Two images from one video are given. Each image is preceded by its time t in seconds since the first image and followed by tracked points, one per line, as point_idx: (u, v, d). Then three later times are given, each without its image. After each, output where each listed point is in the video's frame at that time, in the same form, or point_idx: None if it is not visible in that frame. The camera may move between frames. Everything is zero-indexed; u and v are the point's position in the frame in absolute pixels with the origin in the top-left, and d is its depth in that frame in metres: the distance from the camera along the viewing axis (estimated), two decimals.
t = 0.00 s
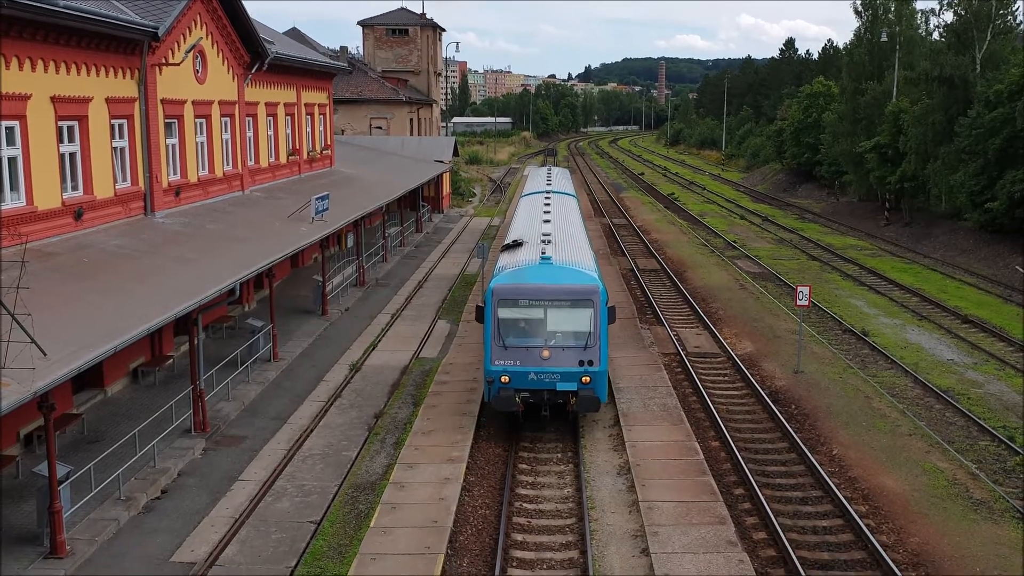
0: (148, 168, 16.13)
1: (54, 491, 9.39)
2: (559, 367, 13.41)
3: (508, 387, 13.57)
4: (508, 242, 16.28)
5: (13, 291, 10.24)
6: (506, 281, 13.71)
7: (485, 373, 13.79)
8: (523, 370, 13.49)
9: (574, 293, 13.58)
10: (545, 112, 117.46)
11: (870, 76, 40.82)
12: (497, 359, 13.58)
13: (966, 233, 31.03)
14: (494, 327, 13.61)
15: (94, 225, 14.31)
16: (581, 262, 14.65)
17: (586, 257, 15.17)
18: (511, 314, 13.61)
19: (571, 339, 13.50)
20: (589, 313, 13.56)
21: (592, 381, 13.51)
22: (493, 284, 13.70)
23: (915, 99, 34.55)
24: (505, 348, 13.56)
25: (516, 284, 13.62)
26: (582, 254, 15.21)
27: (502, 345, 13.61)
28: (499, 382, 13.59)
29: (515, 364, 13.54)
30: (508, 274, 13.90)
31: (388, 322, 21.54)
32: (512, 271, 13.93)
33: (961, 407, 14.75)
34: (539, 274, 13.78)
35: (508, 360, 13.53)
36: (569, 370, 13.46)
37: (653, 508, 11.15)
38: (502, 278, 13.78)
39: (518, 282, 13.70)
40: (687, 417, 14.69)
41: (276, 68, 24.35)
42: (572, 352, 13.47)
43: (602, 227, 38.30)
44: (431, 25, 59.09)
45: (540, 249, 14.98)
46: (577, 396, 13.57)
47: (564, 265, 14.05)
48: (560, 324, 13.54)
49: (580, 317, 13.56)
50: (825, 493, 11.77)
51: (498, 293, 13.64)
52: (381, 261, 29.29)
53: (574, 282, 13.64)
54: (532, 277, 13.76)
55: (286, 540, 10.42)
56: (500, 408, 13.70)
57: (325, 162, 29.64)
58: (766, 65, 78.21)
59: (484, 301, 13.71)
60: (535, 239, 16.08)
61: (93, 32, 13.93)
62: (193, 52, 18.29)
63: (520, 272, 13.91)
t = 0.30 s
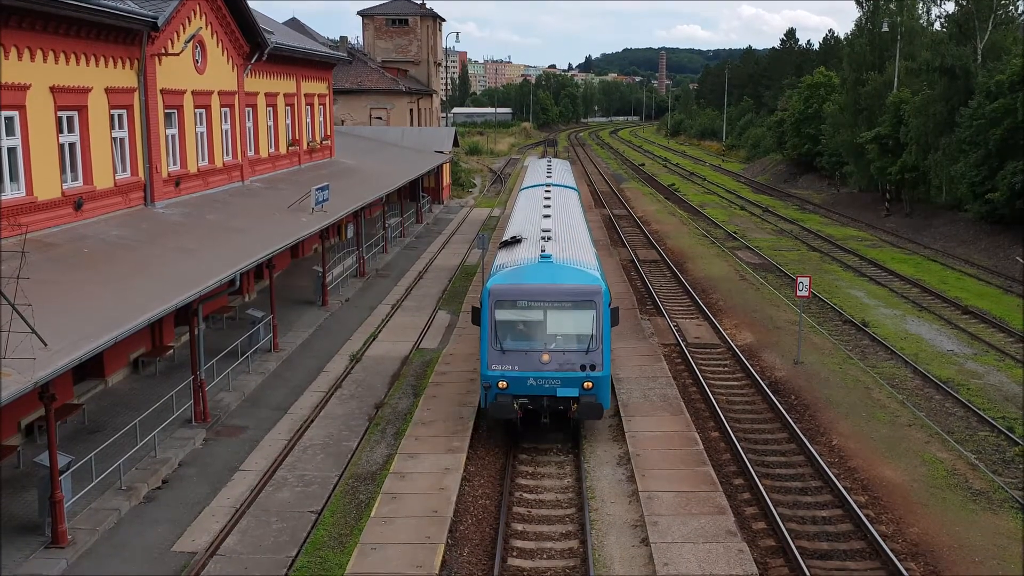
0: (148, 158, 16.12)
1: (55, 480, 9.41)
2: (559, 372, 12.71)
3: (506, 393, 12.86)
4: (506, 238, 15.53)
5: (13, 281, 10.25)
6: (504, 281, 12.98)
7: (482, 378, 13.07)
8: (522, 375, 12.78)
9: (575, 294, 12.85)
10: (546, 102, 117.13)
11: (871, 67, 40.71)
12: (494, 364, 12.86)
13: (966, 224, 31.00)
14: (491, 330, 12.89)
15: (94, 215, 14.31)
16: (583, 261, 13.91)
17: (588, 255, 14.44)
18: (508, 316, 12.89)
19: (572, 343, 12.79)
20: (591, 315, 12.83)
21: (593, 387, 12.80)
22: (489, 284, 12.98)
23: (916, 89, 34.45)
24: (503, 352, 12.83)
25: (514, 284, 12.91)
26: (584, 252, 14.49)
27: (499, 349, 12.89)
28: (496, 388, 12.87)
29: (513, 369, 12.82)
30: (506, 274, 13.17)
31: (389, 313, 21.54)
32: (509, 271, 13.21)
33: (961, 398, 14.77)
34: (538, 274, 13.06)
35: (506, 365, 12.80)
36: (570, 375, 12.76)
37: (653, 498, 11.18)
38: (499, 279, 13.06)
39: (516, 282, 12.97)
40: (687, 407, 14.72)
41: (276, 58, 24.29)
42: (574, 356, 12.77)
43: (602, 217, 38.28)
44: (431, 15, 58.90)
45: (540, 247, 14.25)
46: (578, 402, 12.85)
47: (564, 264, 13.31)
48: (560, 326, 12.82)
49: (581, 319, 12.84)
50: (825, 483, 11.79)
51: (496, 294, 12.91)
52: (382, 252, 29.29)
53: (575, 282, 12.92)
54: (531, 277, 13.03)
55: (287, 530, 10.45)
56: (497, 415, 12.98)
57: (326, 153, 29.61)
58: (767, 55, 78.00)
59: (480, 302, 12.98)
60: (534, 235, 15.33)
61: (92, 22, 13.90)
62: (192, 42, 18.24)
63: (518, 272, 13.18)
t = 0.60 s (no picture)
0: (148, 151, 16.10)
1: (56, 473, 9.42)
2: (560, 381, 11.91)
3: (504, 404, 12.05)
4: (504, 240, 14.84)
5: (13, 274, 10.25)
6: (502, 286, 12.26)
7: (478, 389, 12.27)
8: (521, 386, 11.98)
9: (577, 299, 12.13)
10: (546, 96, 116.90)
11: (872, 60, 40.66)
12: (491, 373, 12.06)
13: (966, 218, 30.97)
14: (488, 337, 12.11)
15: (94, 208, 14.31)
16: (585, 265, 13.22)
17: (591, 259, 13.76)
18: (506, 322, 12.13)
19: (574, 350, 12.01)
20: (594, 321, 12.10)
21: (596, 398, 11.98)
22: (486, 289, 12.26)
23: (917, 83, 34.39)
24: (500, 360, 12.05)
25: (513, 289, 12.19)
26: (585, 256, 13.83)
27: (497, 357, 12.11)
28: (493, 399, 12.06)
29: (511, 379, 12.03)
30: (503, 278, 12.46)
31: (389, 306, 21.54)
32: (508, 276, 12.50)
33: (961, 391, 14.79)
34: (538, 278, 12.36)
35: (503, 374, 12.02)
36: (571, 385, 11.95)
37: (652, 491, 11.19)
38: (497, 283, 12.35)
39: (515, 287, 12.26)
40: (687, 401, 14.73)
41: (276, 52, 24.26)
42: (575, 364, 11.97)
43: (602, 211, 38.27)
44: (432, 8, 58.77)
45: (540, 250, 13.57)
46: (580, 415, 12.03)
47: (565, 268, 12.62)
48: (562, 333, 12.07)
49: (584, 325, 12.09)
50: (825, 476, 11.81)
51: (493, 299, 12.18)
52: (382, 245, 29.29)
53: (577, 287, 12.21)
54: (531, 282, 12.33)
55: (287, 523, 10.47)
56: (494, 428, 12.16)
57: (326, 146, 29.59)
58: (767, 48, 77.88)
59: (477, 307, 12.25)
60: (532, 237, 14.64)
61: (92, 15, 13.87)
62: (192, 35, 18.21)
63: (516, 276, 12.47)
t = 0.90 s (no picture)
0: (148, 144, 16.09)
1: (57, 465, 9.43)
2: (560, 393, 11.20)
3: (501, 417, 11.31)
4: (501, 240, 14.18)
5: (13, 266, 10.25)
6: (498, 291, 11.50)
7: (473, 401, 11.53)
8: (519, 398, 11.24)
9: (579, 305, 11.40)
10: (546, 88, 116.59)
11: (873, 52, 40.59)
12: (486, 384, 11.31)
13: (967, 210, 30.94)
14: (483, 346, 11.35)
15: (94, 200, 14.30)
16: (586, 267, 12.49)
17: (593, 261, 13.03)
18: (503, 330, 11.39)
19: (575, 360, 11.30)
20: (597, 329, 11.40)
21: (599, 410, 11.28)
22: (482, 294, 11.50)
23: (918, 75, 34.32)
24: (496, 371, 11.31)
25: (510, 294, 11.43)
26: (586, 257, 13.12)
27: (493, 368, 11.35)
28: (489, 411, 11.32)
29: (508, 391, 11.29)
30: (500, 282, 11.70)
31: (389, 299, 21.55)
32: (504, 279, 11.75)
33: (960, 384, 14.80)
34: (537, 283, 11.61)
35: (499, 386, 11.27)
36: (572, 398, 11.23)
37: (652, 483, 11.21)
38: (493, 288, 11.59)
39: (512, 291, 11.50)
40: (686, 393, 14.75)
41: (276, 44, 24.22)
42: (577, 375, 11.27)
43: (602, 203, 38.24)
44: None
45: (539, 251, 12.84)
46: (582, 429, 11.32)
47: (565, 272, 11.89)
48: (562, 342, 11.37)
49: (586, 333, 11.40)
50: (824, 468, 11.82)
51: (489, 305, 11.42)
52: (382, 238, 29.28)
53: (579, 292, 11.49)
54: (530, 286, 11.58)
55: (287, 514, 10.49)
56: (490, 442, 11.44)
57: (326, 138, 29.56)
58: (768, 41, 77.71)
59: (472, 314, 11.47)
60: (531, 238, 13.99)
61: (91, 6, 13.84)
62: (191, 27, 18.17)
63: (514, 281, 11.72)
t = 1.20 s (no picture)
0: (147, 131, 16.06)
1: (58, 452, 9.46)
2: (560, 404, 10.43)
3: (497, 429, 10.56)
4: (499, 236, 13.42)
5: (13, 254, 10.25)
6: (495, 294, 10.67)
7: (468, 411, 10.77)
8: (516, 409, 10.48)
9: (581, 310, 10.52)
10: (546, 76, 116.26)
11: (875, 41, 40.46)
12: (481, 394, 10.54)
13: (967, 200, 30.89)
14: (479, 353, 10.55)
15: (93, 188, 14.28)
16: (590, 267, 11.60)
17: (596, 259, 12.16)
18: (500, 336, 10.56)
19: (577, 369, 10.49)
20: (601, 335, 10.53)
21: (603, 422, 10.49)
22: (477, 297, 10.67)
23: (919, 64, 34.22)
24: (492, 380, 10.53)
25: (506, 298, 10.59)
26: (590, 255, 12.27)
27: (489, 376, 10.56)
28: (484, 423, 10.57)
29: (505, 401, 10.52)
30: (496, 283, 10.85)
31: (389, 287, 21.54)
32: (502, 281, 10.89)
33: (959, 373, 14.82)
34: (536, 285, 10.75)
35: (495, 396, 10.51)
36: (573, 409, 10.46)
37: (651, 471, 11.24)
38: (490, 290, 10.76)
39: (509, 294, 10.66)
40: (686, 382, 14.77)
41: (276, 31, 24.14)
42: (578, 385, 10.47)
43: (602, 192, 38.18)
44: None
45: (539, 249, 11.99)
46: (585, 442, 10.55)
47: (567, 273, 11.02)
48: (563, 349, 10.53)
49: (588, 340, 10.54)
50: (823, 457, 11.85)
51: (485, 309, 10.60)
52: (382, 227, 29.25)
53: (581, 295, 10.60)
54: (528, 289, 10.72)
55: (288, 501, 10.53)
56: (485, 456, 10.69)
57: (326, 126, 29.50)
58: (769, 29, 77.45)
59: (467, 319, 10.67)
60: (530, 234, 13.22)
61: None
62: (191, 15, 18.10)
63: (512, 282, 10.86)
